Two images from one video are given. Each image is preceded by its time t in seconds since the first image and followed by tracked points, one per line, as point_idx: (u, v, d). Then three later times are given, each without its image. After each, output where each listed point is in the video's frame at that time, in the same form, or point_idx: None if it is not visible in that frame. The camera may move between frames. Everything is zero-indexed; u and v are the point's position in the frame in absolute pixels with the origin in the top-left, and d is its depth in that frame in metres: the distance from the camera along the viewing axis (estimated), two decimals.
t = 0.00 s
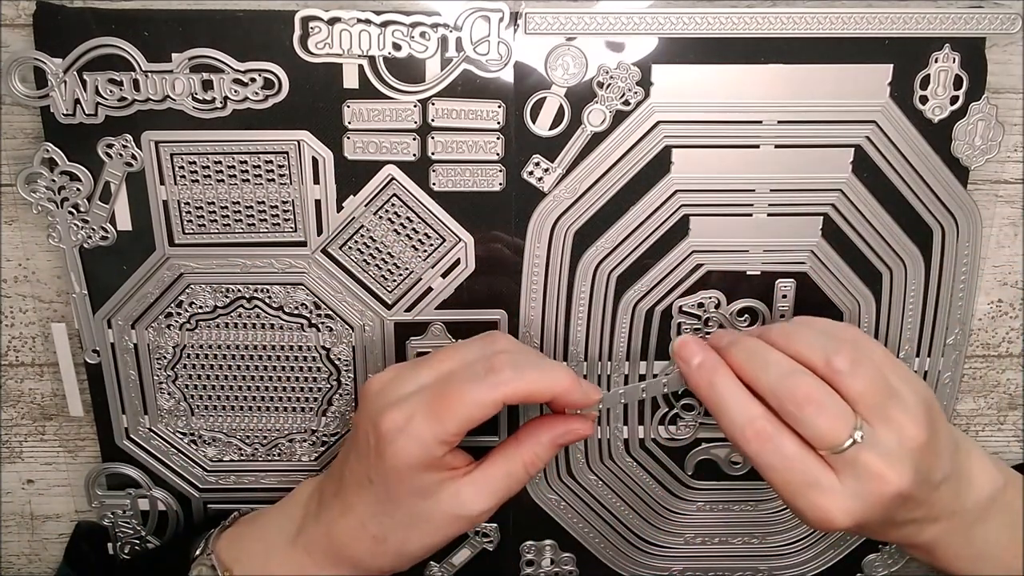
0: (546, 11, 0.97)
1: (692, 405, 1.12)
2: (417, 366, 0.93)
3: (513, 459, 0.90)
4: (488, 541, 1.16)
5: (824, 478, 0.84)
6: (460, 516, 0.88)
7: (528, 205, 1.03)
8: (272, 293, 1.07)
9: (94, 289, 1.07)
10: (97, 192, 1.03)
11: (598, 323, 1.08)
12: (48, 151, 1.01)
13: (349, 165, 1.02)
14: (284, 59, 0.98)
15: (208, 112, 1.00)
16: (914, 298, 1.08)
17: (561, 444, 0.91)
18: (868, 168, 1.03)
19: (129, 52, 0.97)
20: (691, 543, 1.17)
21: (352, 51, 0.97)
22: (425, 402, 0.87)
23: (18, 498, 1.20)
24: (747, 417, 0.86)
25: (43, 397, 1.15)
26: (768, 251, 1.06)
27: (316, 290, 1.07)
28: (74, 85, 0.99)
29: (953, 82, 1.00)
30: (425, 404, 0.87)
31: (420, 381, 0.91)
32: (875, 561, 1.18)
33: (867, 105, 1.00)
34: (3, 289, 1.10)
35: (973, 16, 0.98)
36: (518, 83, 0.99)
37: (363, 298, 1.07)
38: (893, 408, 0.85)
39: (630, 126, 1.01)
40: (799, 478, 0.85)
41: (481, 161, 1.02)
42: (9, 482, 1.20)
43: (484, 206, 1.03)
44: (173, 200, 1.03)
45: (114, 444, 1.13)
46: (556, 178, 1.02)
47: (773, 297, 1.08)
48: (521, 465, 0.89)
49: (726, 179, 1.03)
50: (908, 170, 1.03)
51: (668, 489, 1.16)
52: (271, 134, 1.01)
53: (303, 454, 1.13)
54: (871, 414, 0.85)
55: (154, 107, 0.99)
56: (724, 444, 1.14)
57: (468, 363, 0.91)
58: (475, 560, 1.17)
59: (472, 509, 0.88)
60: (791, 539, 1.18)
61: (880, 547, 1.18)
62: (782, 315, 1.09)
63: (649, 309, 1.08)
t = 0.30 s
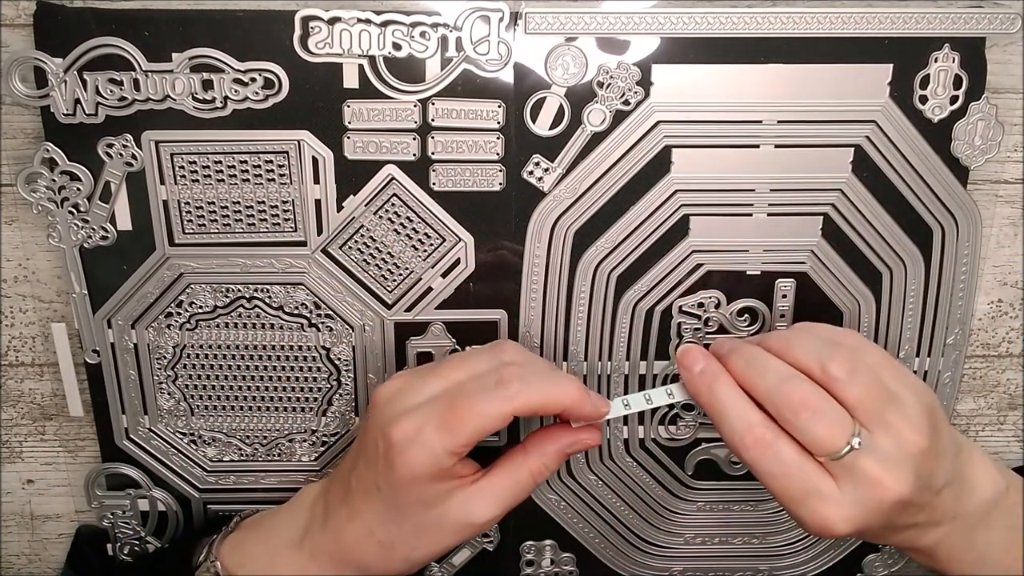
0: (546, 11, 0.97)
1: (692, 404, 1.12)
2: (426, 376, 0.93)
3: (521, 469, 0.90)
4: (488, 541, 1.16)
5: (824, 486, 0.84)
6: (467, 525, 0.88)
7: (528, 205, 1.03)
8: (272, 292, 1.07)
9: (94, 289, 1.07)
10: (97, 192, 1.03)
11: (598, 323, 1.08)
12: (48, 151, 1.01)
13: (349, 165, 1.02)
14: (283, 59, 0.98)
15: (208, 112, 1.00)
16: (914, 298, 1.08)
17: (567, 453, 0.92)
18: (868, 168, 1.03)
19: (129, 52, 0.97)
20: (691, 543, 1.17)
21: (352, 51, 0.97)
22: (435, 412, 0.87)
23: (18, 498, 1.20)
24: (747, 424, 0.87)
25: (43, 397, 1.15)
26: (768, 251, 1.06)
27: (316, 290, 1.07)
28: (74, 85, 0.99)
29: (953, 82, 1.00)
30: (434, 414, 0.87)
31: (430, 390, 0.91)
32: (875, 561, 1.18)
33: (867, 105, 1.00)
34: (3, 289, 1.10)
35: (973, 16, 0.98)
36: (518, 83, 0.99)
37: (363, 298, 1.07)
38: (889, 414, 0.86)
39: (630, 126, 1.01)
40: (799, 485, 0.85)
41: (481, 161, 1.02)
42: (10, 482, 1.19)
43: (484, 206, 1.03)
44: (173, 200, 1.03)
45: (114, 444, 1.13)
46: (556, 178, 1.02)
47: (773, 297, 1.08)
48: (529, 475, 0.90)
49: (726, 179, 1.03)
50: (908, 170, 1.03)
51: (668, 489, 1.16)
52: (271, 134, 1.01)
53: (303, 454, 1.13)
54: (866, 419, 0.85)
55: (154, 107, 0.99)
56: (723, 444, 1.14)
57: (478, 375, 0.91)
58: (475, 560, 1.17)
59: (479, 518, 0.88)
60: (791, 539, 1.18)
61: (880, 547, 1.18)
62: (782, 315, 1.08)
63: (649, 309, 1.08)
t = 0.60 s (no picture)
0: (546, 11, 0.97)
1: (692, 404, 1.12)
2: (415, 462, 0.96)
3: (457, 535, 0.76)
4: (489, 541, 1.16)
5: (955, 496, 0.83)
6: None
7: (527, 205, 1.03)
8: (272, 292, 1.07)
9: (94, 289, 1.07)
10: (97, 192, 1.03)
11: (598, 323, 1.08)
12: (48, 151, 1.01)
13: (349, 164, 1.02)
14: (283, 59, 0.98)
15: (208, 112, 1.00)
16: (914, 298, 1.08)
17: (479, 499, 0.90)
18: (868, 168, 1.03)
19: (129, 52, 0.98)
20: (691, 543, 1.17)
21: (352, 51, 0.97)
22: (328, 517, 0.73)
23: (18, 498, 1.20)
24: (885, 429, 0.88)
25: (43, 397, 1.15)
26: (768, 251, 1.06)
27: (316, 290, 1.07)
28: (74, 85, 0.99)
29: (952, 81, 1.00)
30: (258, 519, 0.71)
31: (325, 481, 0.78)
32: (875, 561, 1.18)
33: (867, 104, 1.01)
34: (3, 289, 1.10)
35: (972, 16, 0.98)
36: (518, 84, 0.99)
37: (363, 298, 1.07)
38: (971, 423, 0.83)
39: (630, 126, 1.01)
40: (931, 500, 0.85)
41: (481, 160, 1.02)
42: (9, 482, 1.19)
43: (484, 206, 1.04)
44: (173, 199, 1.03)
45: (114, 445, 1.13)
46: (556, 178, 1.02)
47: (772, 297, 1.08)
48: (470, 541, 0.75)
49: (726, 179, 1.03)
50: (908, 170, 1.03)
51: (668, 490, 1.15)
52: (271, 133, 1.01)
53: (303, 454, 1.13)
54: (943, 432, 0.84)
55: (154, 107, 1.00)
56: (723, 444, 1.14)
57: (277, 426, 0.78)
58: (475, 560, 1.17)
59: None
60: (792, 539, 1.18)
61: (881, 547, 1.18)
62: (782, 315, 1.09)
63: (649, 310, 1.08)
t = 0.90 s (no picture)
0: (546, 11, 0.97)
1: (692, 405, 1.12)
2: None
3: None
4: (489, 540, 1.16)
5: None
6: None
7: (527, 206, 1.03)
8: (272, 292, 1.07)
9: (94, 289, 1.07)
10: (97, 192, 1.03)
11: (598, 323, 1.08)
12: (48, 151, 1.01)
13: (349, 164, 1.02)
14: (283, 59, 0.98)
15: (208, 112, 1.00)
16: (914, 298, 1.08)
17: None
18: (868, 168, 1.03)
19: (129, 52, 0.98)
20: (691, 543, 1.17)
21: (352, 51, 0.97)
22: None
23: (19, 499, 1.20)
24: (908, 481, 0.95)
25: (43, 397, 1.15)
26: (768, 251, 1.06)
27: (316, 290, 1.07)
28: (74, 85, 0.99)
29: (952, 81, 1.00)
30: None
31: None
32: (875, 561, 1.18)
33: (867, 104, 1.00)
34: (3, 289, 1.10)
35: (973, 16, 0.98)
36: (518, 84, 0.99)
37: (363, 298, 1.07)
38: None
39: (630, 126, 1.01)
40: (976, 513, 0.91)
41: (481, 160, 1.02)
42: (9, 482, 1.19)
43: (484, 206, 1.04)
44: (173, 199, 1.03)
45: (114, 445, 1.13)
46: (556, 178, 1.02)
47: (772, 297, 1.08)
48: None
49: (726, 179, 1.03)
50: (908, 170, 1.03)
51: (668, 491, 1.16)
52: (271, 133, 1.01)
53: (303, 454, 1.13)
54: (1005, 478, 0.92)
55: (154, 107, 1.00)
56: (723, 444, 1.14)
57: None
58: (475, 560, 1.18)
59: None
60: (792, 539, 1.18)
61: (881, 547, 1.18)
62: (782, 316, 1.09)
63: (649, 310, 1.08)
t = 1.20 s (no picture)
0: (545, 10, 0.97)
1: (691, 405, 1.12)
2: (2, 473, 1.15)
3: None
4: (489, 540, 1.16)
5: None
6: None
7: (527, 206, 1.03)
8: (272, 293, 1.07)
9: (94, 289, 1.06)
10: (97, 192, 1.03)
11: (598, 323, 1.08)
12: (50, 150, 1.01)
13: (348, 164, 1.02)
14: (282, 60, 0.98)
15: (208, 112, 1.00)
16: (913, 298, 1.08)
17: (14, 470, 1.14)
18: (869, 168, 1.03)
19: (130, 52, 0.98)
20: (691, 543, 1.17)
21: (352, 50, 0.98)
22: None
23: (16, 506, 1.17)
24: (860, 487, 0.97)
25: (43, 397, 1.12)
26: (767, 251, 1.06)
27: (315, 290, 1.07)
28: (74, 84, 0.99)
29: (951, 81, 1.00)
30: None
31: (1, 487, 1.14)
32: (875, 561, 1.18)
33: (866, 105, 1.01)
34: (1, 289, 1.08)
35: (970, 16, 0.99)
36: (519, 83, 0.99)
37: (362, 297, 1.07)
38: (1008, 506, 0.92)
39: (630, 125, 1.01)
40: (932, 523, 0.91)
41: (481, 160, 1.02)
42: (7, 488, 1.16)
43: (484, 206, 1.04)
44: (173, 199, 1.03)
45: (114, 445, 1.13)
46: (556, 178, 1.02)
47: (772, 297, 1.08)
48: None
49: (725, 179, 1.03)
50: (908, 170, 1.03)
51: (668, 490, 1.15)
52: (271, 133, 1.01)
53: (303, 454, 1.13)
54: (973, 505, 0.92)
55: (153, 106, 1.00)
56: (723, 444, 1.14)
57: None
58: (475, 560, 1.18)
59: None
60: (792, 539, 1.18)
61: (881, 547, 1.18)
62: (781, 315, 1.09)
63: (649, 310, 1.08)
